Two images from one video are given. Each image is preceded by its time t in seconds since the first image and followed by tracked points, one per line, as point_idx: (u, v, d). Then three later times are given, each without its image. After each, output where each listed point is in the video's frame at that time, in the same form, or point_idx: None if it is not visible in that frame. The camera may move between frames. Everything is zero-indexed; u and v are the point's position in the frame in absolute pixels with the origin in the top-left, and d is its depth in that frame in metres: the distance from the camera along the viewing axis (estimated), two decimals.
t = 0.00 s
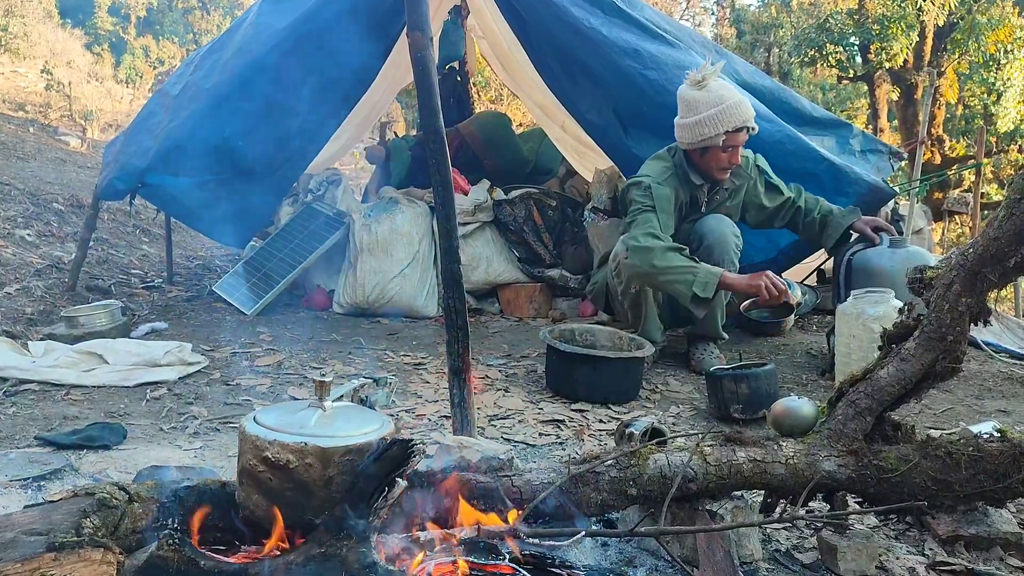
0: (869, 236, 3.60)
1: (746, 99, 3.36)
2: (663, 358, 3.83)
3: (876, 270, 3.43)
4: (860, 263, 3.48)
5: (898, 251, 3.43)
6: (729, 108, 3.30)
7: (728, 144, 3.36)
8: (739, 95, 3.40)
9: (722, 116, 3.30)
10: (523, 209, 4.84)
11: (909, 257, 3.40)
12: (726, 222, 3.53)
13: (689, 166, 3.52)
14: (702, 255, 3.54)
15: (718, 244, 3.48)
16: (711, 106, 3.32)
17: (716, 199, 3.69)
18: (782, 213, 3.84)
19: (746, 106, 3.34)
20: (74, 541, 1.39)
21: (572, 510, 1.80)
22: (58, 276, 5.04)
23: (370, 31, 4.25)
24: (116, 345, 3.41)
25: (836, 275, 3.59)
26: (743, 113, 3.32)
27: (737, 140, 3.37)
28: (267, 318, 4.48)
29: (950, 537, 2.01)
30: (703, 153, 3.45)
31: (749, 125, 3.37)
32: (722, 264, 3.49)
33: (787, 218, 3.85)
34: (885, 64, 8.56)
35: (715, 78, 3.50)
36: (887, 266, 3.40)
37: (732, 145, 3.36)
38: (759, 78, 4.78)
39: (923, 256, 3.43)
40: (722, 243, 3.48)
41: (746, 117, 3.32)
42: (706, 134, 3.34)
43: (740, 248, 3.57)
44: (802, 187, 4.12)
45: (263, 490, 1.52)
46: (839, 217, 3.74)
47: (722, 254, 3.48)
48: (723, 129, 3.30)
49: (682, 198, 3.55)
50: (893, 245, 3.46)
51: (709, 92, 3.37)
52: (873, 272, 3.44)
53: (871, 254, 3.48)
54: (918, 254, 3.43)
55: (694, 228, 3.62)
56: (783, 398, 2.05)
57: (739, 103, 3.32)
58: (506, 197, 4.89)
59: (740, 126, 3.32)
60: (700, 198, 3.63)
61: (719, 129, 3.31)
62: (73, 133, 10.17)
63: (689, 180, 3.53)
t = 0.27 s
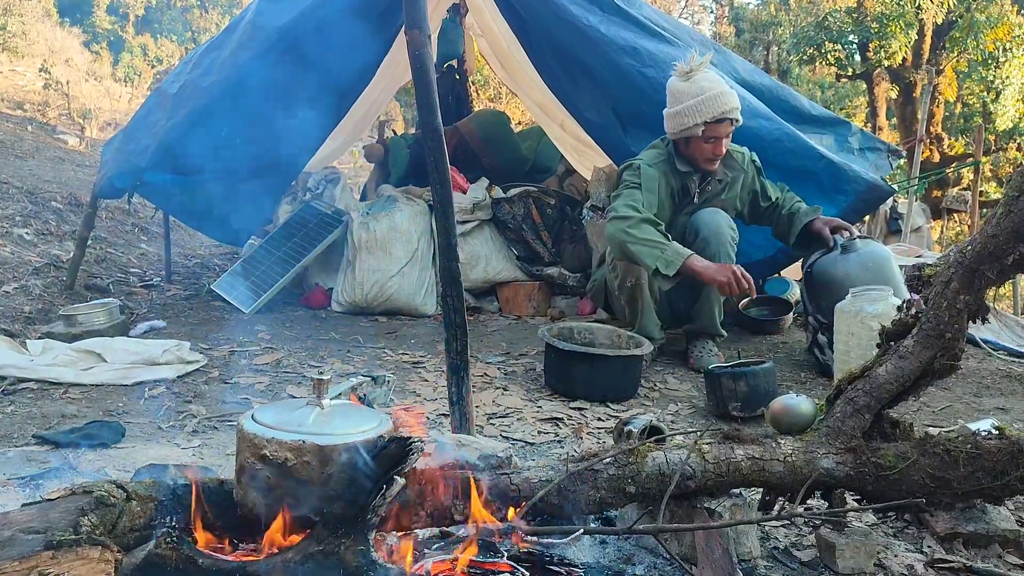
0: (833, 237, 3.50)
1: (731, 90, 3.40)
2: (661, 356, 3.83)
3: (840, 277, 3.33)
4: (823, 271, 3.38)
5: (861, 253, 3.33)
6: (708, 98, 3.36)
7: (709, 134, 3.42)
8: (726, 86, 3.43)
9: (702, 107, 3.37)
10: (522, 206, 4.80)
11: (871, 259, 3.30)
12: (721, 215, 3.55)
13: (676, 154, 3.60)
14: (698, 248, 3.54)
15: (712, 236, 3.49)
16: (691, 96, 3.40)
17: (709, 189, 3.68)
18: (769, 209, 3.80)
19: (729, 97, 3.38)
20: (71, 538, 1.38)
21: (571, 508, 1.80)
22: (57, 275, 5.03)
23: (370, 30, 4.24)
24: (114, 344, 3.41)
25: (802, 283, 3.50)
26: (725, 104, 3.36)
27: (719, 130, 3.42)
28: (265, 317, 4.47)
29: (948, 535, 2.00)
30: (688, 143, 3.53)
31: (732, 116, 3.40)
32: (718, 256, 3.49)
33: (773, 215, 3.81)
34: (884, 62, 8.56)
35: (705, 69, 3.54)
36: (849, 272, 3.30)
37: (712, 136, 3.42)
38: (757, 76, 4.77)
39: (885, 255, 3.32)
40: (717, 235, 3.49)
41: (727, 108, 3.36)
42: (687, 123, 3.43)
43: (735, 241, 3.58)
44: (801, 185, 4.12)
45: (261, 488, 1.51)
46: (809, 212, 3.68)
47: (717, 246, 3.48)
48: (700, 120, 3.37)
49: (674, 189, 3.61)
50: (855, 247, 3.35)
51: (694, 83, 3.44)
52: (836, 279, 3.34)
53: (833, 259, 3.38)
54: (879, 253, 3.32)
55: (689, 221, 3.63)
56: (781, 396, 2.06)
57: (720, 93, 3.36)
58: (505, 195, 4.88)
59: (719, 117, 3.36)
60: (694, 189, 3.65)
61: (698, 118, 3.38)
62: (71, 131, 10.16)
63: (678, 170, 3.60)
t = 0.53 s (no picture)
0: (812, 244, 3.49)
1: (725, 90, 3.45)
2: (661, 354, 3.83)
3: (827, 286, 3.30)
4: (810, 283, 3.34)
5: (843, 259, 3.31)
6: (700, 96, 3.42)
7: (697, 132, 3.49)
8: (721, 86, 3.48)
9: (693, 104, 3.44)
10: (521, 204, 4.80)
11: (854, 263, 3.29)
12: (722, 210, 3.59)
13: (672, 150, 3.66)
14: (698, 242, 3.58)
15: (712, 230, 3.53)
16: (684, 93, 3.47)
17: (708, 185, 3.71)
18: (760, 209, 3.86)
19: (722, 97, 3.43)
20: (70, 536, 1.38)
21: (570, 506, 1.79)
22: (55, 273, 5.02)
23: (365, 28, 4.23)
24: (113, 342, 3.41)
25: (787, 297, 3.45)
26: (715, 105, 3.42)
27: (709, 129, 3.47)
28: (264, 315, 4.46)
29: (947, 532, 2.00)
30: (681, 139, 3.61)
31: (724, 115, 3.45)
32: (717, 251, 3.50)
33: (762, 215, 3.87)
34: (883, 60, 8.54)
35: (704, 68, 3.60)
36: (837, 279, 3.27)
37: (702, 133, 3.47)
38: (757, 74, 4.77)
39: (865, 257, 3.33)
40: (717, 229, 3.52)
41: (719, 107, 3.41)
42: (679, 119, 3.50)
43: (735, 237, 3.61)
44: (799, 182, 4.12)
45: (261, 486, 1.51)
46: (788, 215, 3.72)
47: (717, 240, 3.50)
48: (688, 116, 3.44)
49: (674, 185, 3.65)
50: (836, 254, 3.34)
51: (689, 80, 3.51)
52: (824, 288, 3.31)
53: (817, 268, 3.35)
54: (859, 256, 3.33)
55: (690, 216, 3.68)
56: (780, 394, 2.06)
57: (713, 93, 3.42)
58: (504, 193, 4.85)
59: (708, 116, 3.42)
60: (693, 184, 3.69)
61: (689, 115, 3.45)
62: (70, 129, 10.14)
63: (674, 166, 3.63)
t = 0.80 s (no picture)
0: (796, 253, 3.49)
1: (722, 95, 3.45)
2: (660, 352, 3.82)
3: (819, 294, 3.32)
4: (802, 293, 3.35)
5: (831, 267, 3.33)
6: (696, 101, 3.43)
7: (693, 137, 3.50)
8: (719, 91, 3.48)
9: (689, 109, 3.45)
10: (520, 202, 4.79)
11: (843, 268, 3.32)
12: (717, 207, 3.59)
13: (670, 153, 3.66)
14: (693, 239, 3.59)
15: (707, 228, 3.54)
16: (680, 98, 3.48)
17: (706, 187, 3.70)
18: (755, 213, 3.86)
19: (718, 102, 3.43)
20: (69, 533, 1.38)
21: (568, 503, 1.79)
22: (54, 272, 5.02)
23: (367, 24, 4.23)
24: (112, 340, 3.40)
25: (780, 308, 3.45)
26: (711, 109, 3.42)
27: (704, 133, 3.48)
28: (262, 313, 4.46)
29: (946, 529, 2.00)
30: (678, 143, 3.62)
31: (720, 121, 3.45)
32: (712, 249, 3.52)
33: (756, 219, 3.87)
34: (882, 58, 8.57)
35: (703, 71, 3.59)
36: (830, 287, 3.29)
37: (698, 138, 3.48)
38: (756, 71, 4.77)
39: (851, 260, 3.36)
40: (712, 227, 3.53)
41: (714, 113, 3.42)
42: (674, 124, 3.51)
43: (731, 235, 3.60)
44: (798, 180, 4.12)
45: (259, 484, 1.51)
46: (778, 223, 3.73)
47: (712, 237, 3.52)
48: (684, 122, 3.45)
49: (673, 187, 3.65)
50: (823, 262, 3.36)
51: (686, 84, 3.52)
52: (816, 297, 3.32)
53: (807, 277, 3.36)
54: (845, 260, 3.35)
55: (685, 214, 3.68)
56: (779, 390, 2.05)
57: (708, 98, 3.42)
58: (503, 190, 4.86)
59: (704, 120, 3.43)
60: (693, 186, 3.68)
61: (684, 120, 3.46)
62: (68, 128, 10.12)
63: (672, 170, 3.64)
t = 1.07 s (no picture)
0: (778, 267, 3.49)
1: (721, 95, 3.46)
2: (660, 349, 3.82)
3: (808, 307, 3.33)
4: (791, 308, 3.37)
5: (815, 278, 3.34)
6: (695, 101, 3.45)
7: (691, 136, 3.51)
8: (718, 91, 3.49)
9: (687, 109, 3.46)
10: (519, 200, 4.81)
11: (827, 278, 3.32)
12: (715, 205, 3.59)
13: (670, 153, 3.68)
14: (690, 236, 3.59)
15: (704, 225, 3.54)
16: (679, 98, 3.50)
17: (705, 187, 3.69)
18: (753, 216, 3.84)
19: (717, 102, 3.44)
20: (67, 531, 1.39)
21: (567, 500, 1.79)
22: (53, 270, 5.01)
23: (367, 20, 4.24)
24: (111, 338, 3.40)
25: (771, 324, 3.48)
26: (709, 108, 3.44)
27: (702, 133, 3.49)
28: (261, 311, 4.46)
29: (945, 526, 2.02)
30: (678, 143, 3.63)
31: (719, 121, 3.46)
32: (708, 247, 3.53)
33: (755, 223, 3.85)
34: (881, 55, 8.57)
35: (704, 70, 3.60)
36: (816, 299, 3.30)
37: (696, 137, 3.49)
38: (755, 69, 4.77)
39: (835, 268, 3.35)
40: (709, 225, 3.53)
41: (713, 113, 3.43)
42: (673, 124, 3.53)
43: (729, 233, 3.59)
44: (797, 177, 4.12)
45: (258, 482, 1.51)
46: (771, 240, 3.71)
47: (709, 234, 3.52)
48: (683, 121, 3.47)
49: (670, 187, 3.66)
50: (806, 274, 3.36)
51: (686, 83, 3.53)
52: (804, 309, 3.34)
53: (793, 291, 3.38)
54: (829, 269, 3.35)
55: (683, 212, 3.69)
56: (779, 388, 2.06)
57: (707, 97, 3.44)
58: (502, 188, 4.87)
59: (702, 120, 3.45)
60: (691, 186, 3.68)
61: (683, 120, 3.48)
62: (68, 126, 10.12)
63: (670, 170, 3.65)
